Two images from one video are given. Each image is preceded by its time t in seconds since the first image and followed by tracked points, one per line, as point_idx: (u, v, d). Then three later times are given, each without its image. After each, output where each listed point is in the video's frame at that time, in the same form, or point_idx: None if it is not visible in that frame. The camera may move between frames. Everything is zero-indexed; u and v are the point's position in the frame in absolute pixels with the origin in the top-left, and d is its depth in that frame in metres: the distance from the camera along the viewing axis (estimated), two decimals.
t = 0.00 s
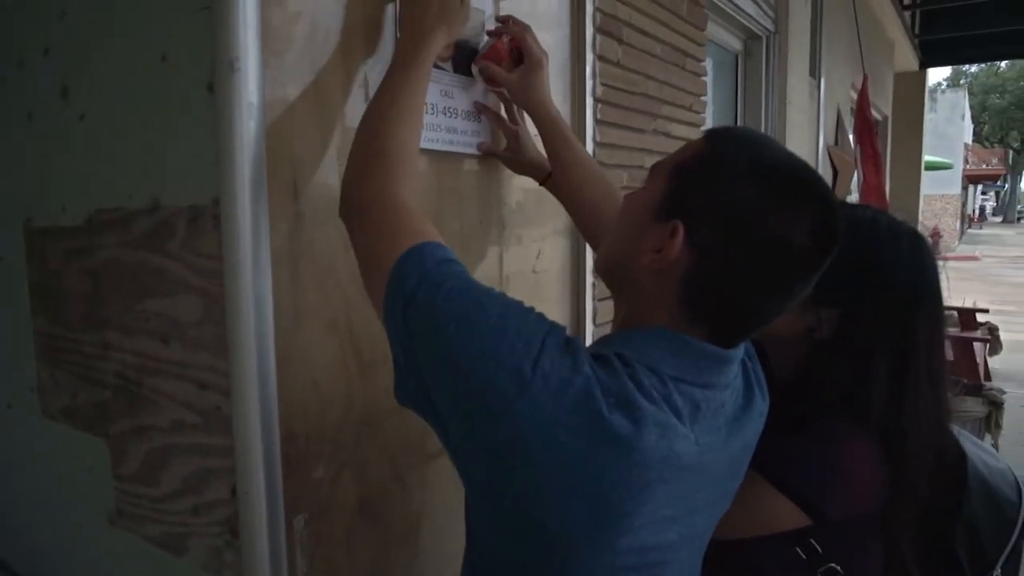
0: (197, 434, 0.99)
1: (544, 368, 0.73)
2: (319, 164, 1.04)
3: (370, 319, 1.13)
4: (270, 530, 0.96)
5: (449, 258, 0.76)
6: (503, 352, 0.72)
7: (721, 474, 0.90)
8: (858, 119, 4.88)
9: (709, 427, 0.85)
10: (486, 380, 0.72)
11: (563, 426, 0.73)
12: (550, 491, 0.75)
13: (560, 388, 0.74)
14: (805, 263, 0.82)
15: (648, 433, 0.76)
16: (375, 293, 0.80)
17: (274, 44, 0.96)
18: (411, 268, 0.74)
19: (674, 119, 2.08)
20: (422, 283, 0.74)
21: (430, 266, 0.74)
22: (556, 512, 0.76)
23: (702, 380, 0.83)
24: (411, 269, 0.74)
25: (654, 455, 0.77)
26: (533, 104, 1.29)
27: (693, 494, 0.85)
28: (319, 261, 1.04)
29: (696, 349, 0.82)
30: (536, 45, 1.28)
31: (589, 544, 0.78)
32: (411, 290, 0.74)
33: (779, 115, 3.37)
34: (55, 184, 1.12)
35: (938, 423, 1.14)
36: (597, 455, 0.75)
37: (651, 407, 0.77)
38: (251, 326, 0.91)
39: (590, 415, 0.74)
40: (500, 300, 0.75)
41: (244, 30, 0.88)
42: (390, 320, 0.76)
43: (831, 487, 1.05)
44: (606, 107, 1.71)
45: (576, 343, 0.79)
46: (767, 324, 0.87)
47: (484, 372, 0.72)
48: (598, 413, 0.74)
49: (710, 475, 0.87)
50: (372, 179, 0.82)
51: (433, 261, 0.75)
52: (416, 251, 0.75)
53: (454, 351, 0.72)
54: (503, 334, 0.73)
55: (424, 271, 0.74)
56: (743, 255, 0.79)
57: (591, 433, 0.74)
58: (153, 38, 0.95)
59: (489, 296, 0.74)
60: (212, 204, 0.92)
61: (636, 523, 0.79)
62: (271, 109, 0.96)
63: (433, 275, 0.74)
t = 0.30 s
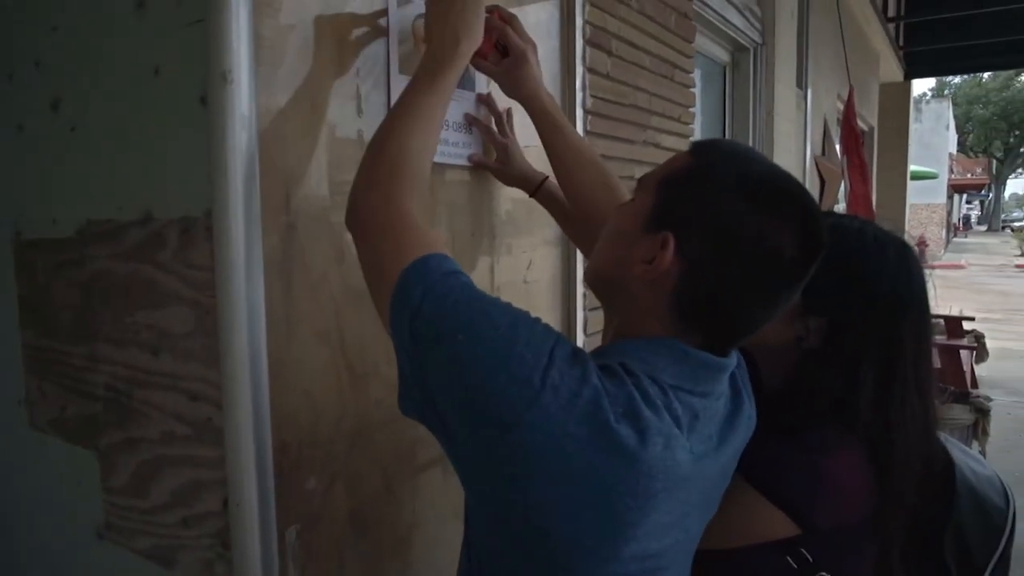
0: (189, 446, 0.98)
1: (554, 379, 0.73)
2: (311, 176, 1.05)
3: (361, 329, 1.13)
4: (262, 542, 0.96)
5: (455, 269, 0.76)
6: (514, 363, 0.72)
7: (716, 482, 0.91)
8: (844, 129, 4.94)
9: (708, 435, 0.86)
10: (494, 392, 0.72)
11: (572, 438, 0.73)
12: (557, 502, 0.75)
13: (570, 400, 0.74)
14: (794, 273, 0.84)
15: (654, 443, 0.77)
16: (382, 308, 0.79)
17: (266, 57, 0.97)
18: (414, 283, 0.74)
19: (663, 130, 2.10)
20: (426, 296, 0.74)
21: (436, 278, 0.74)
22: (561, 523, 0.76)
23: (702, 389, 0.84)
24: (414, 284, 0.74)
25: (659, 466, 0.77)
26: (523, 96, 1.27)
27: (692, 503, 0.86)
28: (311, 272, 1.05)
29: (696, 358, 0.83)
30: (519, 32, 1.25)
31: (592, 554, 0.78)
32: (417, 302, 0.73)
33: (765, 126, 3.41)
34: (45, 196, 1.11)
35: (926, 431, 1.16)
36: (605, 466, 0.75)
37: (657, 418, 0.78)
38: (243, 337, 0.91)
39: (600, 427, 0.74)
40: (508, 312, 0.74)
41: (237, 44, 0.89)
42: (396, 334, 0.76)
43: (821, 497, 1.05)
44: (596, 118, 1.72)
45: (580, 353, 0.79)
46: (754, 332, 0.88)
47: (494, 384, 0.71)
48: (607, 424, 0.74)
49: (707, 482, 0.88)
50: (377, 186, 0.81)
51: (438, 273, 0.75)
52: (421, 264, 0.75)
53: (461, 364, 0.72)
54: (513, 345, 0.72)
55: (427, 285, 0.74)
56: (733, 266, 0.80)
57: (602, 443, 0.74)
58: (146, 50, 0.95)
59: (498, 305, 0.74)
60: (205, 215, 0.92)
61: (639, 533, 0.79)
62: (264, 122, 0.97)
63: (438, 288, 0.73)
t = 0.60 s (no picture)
0: (180, 458, 0.98)
1: (566, 387, 0.73)
2: (302, 187, 1.05)
3: (352, 340, 1.13)
4: (254, 554, 0.95)
5: (461, 275, 0.76)
6: (525, 371, 0.72)
7: (715, 489, 0.91)
8: (831, 139, 4.98)
9: (709, 442, 0.87)
10: (505, 399, 0.71)
11: (582, 446, 0.73)
12: (563, 511, 0.75)
13: (581, 408, 0.74)
14: (786, 282, 0.84)
15: (662, 451, 0.77)
16: (387, 311, 0.79)
17: (258, 70, 0.97)
18: (419, 289, 0.74)
19: (653, 140, 2.11)
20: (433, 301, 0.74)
21: (440, 283, 0.74)
22: (568, 531, 0.76)
23: (703, 397, 0.85)
24: (419, 291, 0.73)
25: (666, 474, 0.78)
26: (527, 97, 1.28)
27: (694, 511, 0.86)
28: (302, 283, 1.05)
29: (698, 366, 0.83)
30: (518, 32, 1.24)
31: (597, 563, 0.78)
32: (424, 307, 0.73)
33: (754, 136, 3.44)
34: (35, 206, 1.10)
35: (918, 439, 1.17)
36: (614, 473, 0.75)
37: (663, 426, 0.78)
38: (234, 347, 0.91)
39: (610, 434, 0.75)
40: (518, 320, 0.74)
41: (230, 56, 0.89)
42: (403, 341, 0.75)
43: (815, 508, 1.05)
44: (587, 129, 1.74)
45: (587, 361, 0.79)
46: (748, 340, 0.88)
47: (504, 393, 0.71)
48: (617, 432, 0.75)
49: (708, 489, 0.88)
50: (376, 194, 0.80)
51: (443, 278, 0.75)
52: (425, 269, 0.75)
53: (470, 368, 0.71)
54: (524, 354, 0.72)
55: (433, 290, 0.74)
56: (727, 274, 0.81)
57: (612, 452, 0.75)
58: (137, 61, 0.95)
59: (509, 314, 0.74)
60: (196, 227, 0.92)
61: (644, 541, 0.79)
62: (255, 134, 0.97)
63: (445, 292, 0.74)
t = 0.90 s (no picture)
0: (172, 468, 0.97)
1: (568, 400, 0.73)
2: (295, 197, 1.06)
3: (346, 349, 1.14)
4: (247, 563, 0.95)
5: (458, 284, 0.76)
6: (528, 383, 0.72)
7: (710, 495, 0.92)
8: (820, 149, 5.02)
9: (705, 449, 0.88)
10: (509, 413, 0.71)
11: (585, 457, 0.74)
12: (565, 520, 0.75)
13: (586, 419, 0.74)
14: (776, 287, 0.85)
15: (662, 460, 0.78)
16: (378, 316, 0.79)
17: (252, 80, 0.98)
18: (416, 300, 0.74)
19: (644, 150, 2.13)
20: (432, 312, 0.74)
21: (439, 292, 0.74)
22: (569, 541, 0.76)
23: (700, 404, 0.85)
24: (418, 302, 0.73)
25: (666, 482, 0.78)
26: (530, 106, 1.28)
27: (691, 517, 0.87)
28: (295, 292, 1.05)
29: (694, 373, 0.84)
30: (519, 44, 1.27)
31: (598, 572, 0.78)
32: (423, 319, 0.73)
33: (744, 145, 3.46)
34: (26, 215, 1.09)
35: (909, 444, 1.18)
36: (618, 483, 0.75)
37: (663, 435, 0.79)
38: (228, 355, 0.91)
39: (614, 445, 0.75)
40: (519, 333, 0.74)
41: (223, 66, 0.89)
42: (404, 356, 0.75)
43: (808, 513, 1.05)
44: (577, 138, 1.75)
45: (586, 371, 0.79)
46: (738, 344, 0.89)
47: (507, 407, 0.71)
48: (619, 443, 0.75)
49: (705, 496, 0.89)
50: (365, 200, 0.80)
51: (441, 287, 0.75)
52: (422, 278, 0.75)
53: (470, 381, 0.71)
54: (527, 367, 0.72)
55: (431, 301, 0.74)
56: (718, 280, 0.82)
57: (614, 462, 0.75)
58: (131, 71, 0.95)
59: (511, 327, 0.74)
60: (189, 236, 0.92)
61: (645, 549, 0.80)
62: (247, 144, 0.98)
63: (442, 303, 0.73)
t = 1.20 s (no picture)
0: (164, 479, 0.96)
1: (564, 414, 0.73)
2: (289, 206, 1.06)
3: (340, 358, 1.14)
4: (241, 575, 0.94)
5: (449, 302, 0.76)
6: (523, 398, 0.72)
7: (708, 502, 0.92)
8: (810, 158, 5.06)
9: (702, 457, 0.88)
10: (506, 429, 0.71)
11: (583, 469, 0.74)
12: (565, 533, 0.75)
13: (583, 431, 0.74)
14: (772, 295, 0.86)
15: (661, 469, 0.78)
16: (369, 336, 0.78)
17: (247, 90, 0.99)
18: (408, 322, 0.74)
19: (636, 159, 2.14)
20: (424, 331, 0.73)
21: (431, 312, 0.74)
22: (570, 554, 0.76)
23: (696, 412, 0.86)
24: (411, 322, 0.73)
25: (665, 490, 0.79)
26: (533, 104, 1.29)
27: (691, 525, 0.87)
28: (289, 302, 1.05)
29: (690, 381, 0.84)
30: (518, 41, 1.28)
31: None
32: (415, 338, 0.73)
33: (735, 154, 3.48)
34: (16, 224, 1.08)
35: (903, 450, 1.18)
36: (617, 494, 0.76)
37: (661, 444, 0.79)
38: (221, 363, 0.91)
39: (612, 456, 0.75)
40: (513, 349, 0.74)
41: (218, 75, 0.89)
42: (399, 379, 0.75)
43: (799, 520, 1.05)
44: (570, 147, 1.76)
45: (583, 384, 0.79)
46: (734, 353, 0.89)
47: (504, 423, 0.71)
48: (617, 455, 0.75)
49: (703, 503, 0.89)
50: (356, 217, 0.79)
51: (433, 307, 0.74)
52: (414, 299, 0.75)
53: (465, 400, 0.71)
54: (522, 382, 0.72)
55: (423, 319, 0.73)
56: (715, 290, 0.82)
57: (613, 474, 0.75)
58: (125, 81, 0.95)
59: (504, 343, 0.74)
60: (183, 245, 0.92)
61: (646, 559, 0.80)
62: (242, 153, 0.98)
63: (434, 322, 0.73)
